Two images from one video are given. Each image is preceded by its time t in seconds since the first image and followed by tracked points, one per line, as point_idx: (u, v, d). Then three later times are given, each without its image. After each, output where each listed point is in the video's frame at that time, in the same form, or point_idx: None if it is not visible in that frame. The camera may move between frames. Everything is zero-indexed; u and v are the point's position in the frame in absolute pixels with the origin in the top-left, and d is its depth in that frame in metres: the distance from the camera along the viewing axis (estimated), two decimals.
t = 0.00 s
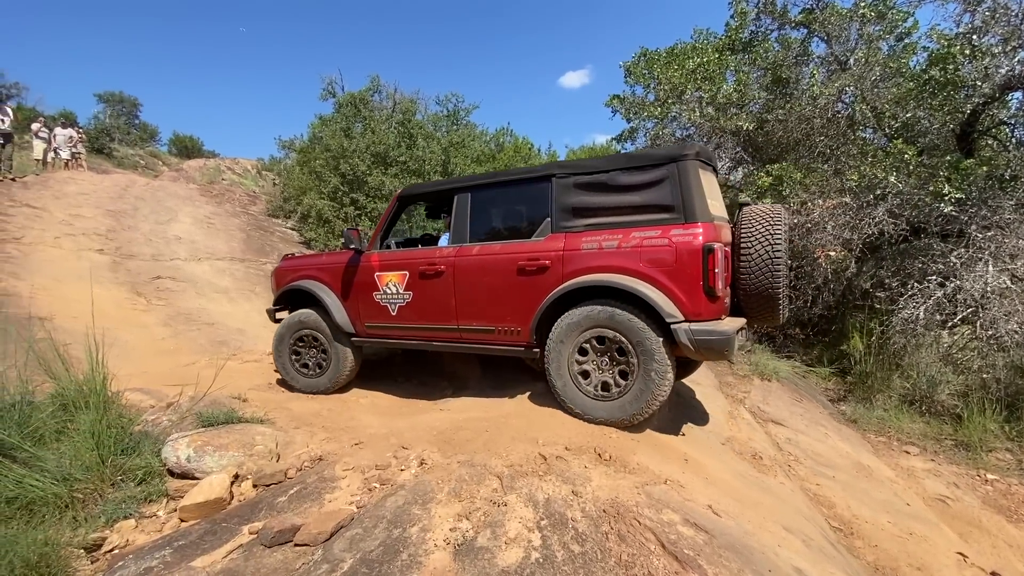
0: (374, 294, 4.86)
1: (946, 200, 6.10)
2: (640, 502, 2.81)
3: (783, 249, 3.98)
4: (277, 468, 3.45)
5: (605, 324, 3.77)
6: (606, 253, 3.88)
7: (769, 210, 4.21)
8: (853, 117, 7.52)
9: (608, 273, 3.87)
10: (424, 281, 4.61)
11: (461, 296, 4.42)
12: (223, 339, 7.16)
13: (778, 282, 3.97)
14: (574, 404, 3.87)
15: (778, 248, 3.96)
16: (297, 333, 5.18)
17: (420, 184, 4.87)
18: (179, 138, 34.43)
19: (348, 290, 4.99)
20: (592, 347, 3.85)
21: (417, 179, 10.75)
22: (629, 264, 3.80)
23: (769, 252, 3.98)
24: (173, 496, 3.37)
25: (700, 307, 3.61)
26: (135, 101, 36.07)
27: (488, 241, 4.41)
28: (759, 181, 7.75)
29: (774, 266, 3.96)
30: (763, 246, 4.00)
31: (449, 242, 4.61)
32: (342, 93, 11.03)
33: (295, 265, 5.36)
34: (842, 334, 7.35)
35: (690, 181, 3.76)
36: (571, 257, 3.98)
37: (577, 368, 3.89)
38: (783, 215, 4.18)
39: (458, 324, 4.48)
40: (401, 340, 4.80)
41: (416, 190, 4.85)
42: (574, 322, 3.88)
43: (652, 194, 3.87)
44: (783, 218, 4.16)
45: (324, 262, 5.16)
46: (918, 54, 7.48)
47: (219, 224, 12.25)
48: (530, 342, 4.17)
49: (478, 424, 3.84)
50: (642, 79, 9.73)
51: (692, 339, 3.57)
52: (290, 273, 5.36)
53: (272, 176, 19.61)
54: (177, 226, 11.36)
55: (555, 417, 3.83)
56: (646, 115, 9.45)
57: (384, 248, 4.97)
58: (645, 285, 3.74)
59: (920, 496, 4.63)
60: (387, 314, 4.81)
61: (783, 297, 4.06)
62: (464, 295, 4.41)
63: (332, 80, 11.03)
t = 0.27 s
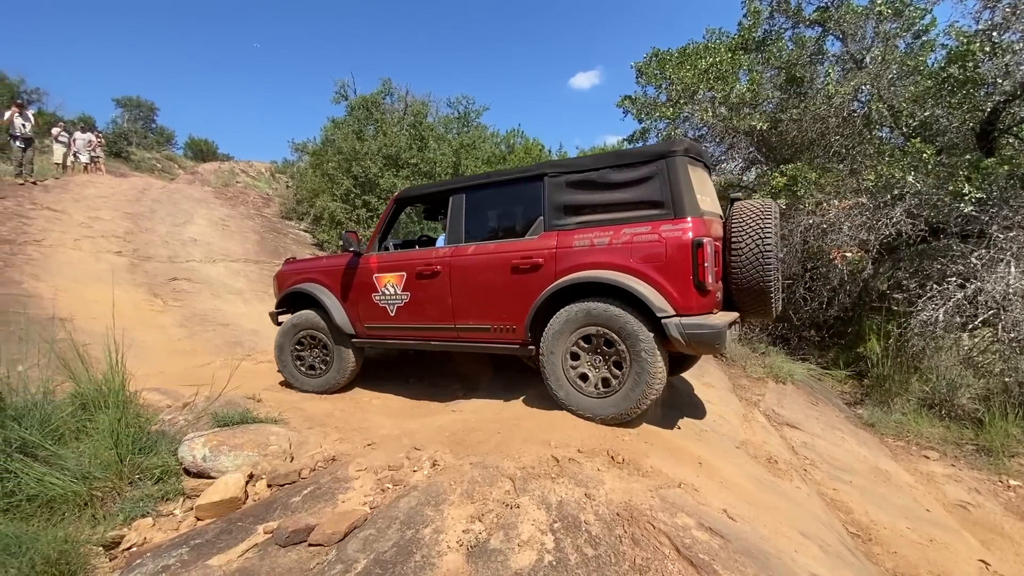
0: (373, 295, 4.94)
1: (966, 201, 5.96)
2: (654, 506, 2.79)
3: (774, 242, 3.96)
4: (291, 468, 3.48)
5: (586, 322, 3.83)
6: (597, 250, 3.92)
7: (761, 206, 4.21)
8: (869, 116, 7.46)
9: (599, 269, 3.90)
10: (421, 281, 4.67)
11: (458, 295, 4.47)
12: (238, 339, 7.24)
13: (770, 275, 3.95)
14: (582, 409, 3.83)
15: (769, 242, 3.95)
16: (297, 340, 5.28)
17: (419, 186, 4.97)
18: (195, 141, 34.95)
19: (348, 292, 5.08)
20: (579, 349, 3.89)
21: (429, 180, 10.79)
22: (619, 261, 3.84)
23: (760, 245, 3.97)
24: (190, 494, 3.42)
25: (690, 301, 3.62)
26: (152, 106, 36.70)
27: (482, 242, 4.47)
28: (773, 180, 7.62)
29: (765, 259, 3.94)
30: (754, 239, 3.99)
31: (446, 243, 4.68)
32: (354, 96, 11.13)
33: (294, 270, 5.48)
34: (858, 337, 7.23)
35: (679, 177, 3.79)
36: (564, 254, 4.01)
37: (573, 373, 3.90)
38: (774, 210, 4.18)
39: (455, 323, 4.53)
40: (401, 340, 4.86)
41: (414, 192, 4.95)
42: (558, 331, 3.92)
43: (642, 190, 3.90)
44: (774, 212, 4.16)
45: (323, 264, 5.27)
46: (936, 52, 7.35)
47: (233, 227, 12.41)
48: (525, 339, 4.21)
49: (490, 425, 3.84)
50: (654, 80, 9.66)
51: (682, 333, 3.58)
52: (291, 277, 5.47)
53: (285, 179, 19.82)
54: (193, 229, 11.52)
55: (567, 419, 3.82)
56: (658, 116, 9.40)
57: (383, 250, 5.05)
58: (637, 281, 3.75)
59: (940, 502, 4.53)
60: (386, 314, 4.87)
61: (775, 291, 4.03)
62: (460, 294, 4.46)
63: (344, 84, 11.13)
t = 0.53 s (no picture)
0: (375, 295, 4.99)
1: (988, 201, 5.71)
2: (669, 507, 2.78)
3: (768, 235, 3.95)
4: (307, 466, 3.52)
5: (574, 324, 3.90)
6: (593, 246, 3.94)
7: (756, 199, 4.20)
8: (887, 114, 7.30)
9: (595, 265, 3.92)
10: (421, 280, 4.72)
11: (458, 293, 4.51)
12: (253, 339, 7.33)
13: (765, 268, 3.94)
14: (594, 409, 3.81)
15: (763, 235, 3.94)
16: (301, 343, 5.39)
17: (418, 187, 5.02)
18: (211, 145, 35.51)
19: (350, 292, 5.14)
20: (572, 352, 3.94)
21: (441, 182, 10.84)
22: (614, 257, 3.85)
23: (754, 238, 3.96)
24: (208, 491, 3.47)
25: (685, 296, 3.64)
26: (169, 110, 37.34)
27: (481, 241, 4.51)
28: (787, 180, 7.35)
29: (760, 252, 3.93)
30: (748, 232, 3.98)
31: (445, 243, 4.73)
32: (367, 99, 11.24)
33: (297, 273, 5.57)
34: (875, 339, 7.14)
35: (673, 173, 3.80)
36: (560, 251, 4.03)
37: (575, 378, 3.92)
38: (768, 204, 4.18)
39: (455, 321, 4.57)
40: (403, 340, 4.90)
41: (414, 193, 5.00)
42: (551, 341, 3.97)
43: (636, 187, 3.92)
44: (769, 206, 4.16)
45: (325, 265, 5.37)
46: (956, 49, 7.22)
47: (249, 228, 12.57)
48: (524, 336, 4.24)
49: (503, 425, 3.85)
50: (666, 80, 9.60)
51: (678, 326, 3.60)
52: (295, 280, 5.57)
53: (299, 181, 20.03)
54: (209, 230, 11.69)
55: (580, 420, 3.82)
56: (670, 116, 9.34)
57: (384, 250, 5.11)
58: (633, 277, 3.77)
59: (961, 507, 4.45)
60: (388, 313, 4.92)
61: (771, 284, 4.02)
62: (460, 293, 4.50)
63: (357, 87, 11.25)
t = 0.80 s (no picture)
0: (379, 294, 5.09)
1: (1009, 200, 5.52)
2: (684, 509, 2.77)
3: (763, 231, 3.93)
4: (323, 465, 3.57)
5: (566, 328, 3.97)
6: (590, 243, 4.01)
7: (752, 195, 4.17)
8: (905, 113, 7.14)
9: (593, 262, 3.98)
10: (424, 279, 4.80)
11: (459, 291, 4.58)
12: (269, 340, 7.43)
13: (759, 264, 3.91)
14: (604, 406, 3.84)
15: (757, 231, 3.91)
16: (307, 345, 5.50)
17: (420, 189, 5.12)
18: (226, 148, 36.06)
19: (354, 292, 5.26)
20: (568, 358, 4.00)
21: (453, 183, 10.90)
22: (610, 253, 3.93)
23: (749, 235, 3.94)
24: (227, 489, 3.53)
25: (681, 290, 3.72)
26: (185, 113, 37.98)
27: (481, 240, 4.59)
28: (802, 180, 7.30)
29: (754, 249, 3.91)
30: (742, 229, 3.96)
31: (446, 242, 4.82)
32: (381, 102, 11.37)
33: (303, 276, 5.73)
34: (892, 341, 7.02)
35: (667, 171, 3.90)
36: (559, 248, 4.11)
37: (578, 382, 3.96)
38: (764, 200, 4.14)
39: (457, 319, 4.64)
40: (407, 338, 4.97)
41: (417, 195, 5.10)
42: (548, 352, 4.02)
43: (632, 185, 4.01)
44: (765, 202, 4.12)
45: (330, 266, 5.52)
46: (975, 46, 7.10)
47: (264, 230, 12.74)
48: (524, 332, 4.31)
49: (516, 426, 3.87)
50: (679, 80, 9.55)
51: (673, 320, 3.67)
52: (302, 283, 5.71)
53: (313, 183, 20.24)
54: (225, 233, 11.88)
55: (593, 421, 3.82)
56: (683, 116, 9.29)
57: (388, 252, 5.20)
58: (630, 273, 3.84)
59: (982, 512, 4.37)
60: (391, 313, 5.01)
61: (766, 280, 3.99)
62: (462, 291, 4.57)
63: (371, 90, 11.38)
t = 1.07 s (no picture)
0: (381, 295, 5.19)
1: None
2: (697, 511, 2.76)
3: (754, 227, 3.96)
4: (338, 464, 3.61)
5: (557, 337, 4.04)
6: (584, 241, 4.07)
7: (745, 194, 4.22)
8: (923, 110, 7.08)
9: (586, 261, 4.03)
10: (424, 280, 4.90)
11: (458, 291, 4.67)
12: (283, 341, 7.52)
13: (751, 260, 3.94)
14: (611, 400, 3.85)
15: (748, 227, 3.95)
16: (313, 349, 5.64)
17: (421, 192, 5.23)
18: (242, 151, 36.63)
19: (357, 293, 5.38)
20: (564, 367, 4.05)
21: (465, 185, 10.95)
22: (603, 251, 3.98)
23: (740, 231, 3.97)
24: (244, 487, 3.59)
25: (673, 286, 3.74)
26: (202, 117, 38.59)
27: (479, 240, 4.67)
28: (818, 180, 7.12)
29: (746, 245, 3.94)
30: (734, 226, 4.00)
31: (445, 244, 4.91)
32: (393, 104, 11.48)
33: (308, 280, 5.86)
34: (911, 342, 6.96)
35: (657, 168, 3.94)
36: (553, 247, 4.18)
37: (580, 386, 3.98)
38: (756, 198, 4.19)
39: (456, 319, 4.71)
40: (408, 338, 5.06)
41: (417, 198, 5.21)
42: (546, 367, 4.07)
43: (623, 183, 4.07)
44: (756, 200, 4.17)
45: (334, 269, 5.66)
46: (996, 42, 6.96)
47: (278, 233, 12.89)
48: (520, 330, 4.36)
49: (528, 427, 3.88)
50: (691, 80, 9.49)
51: (664, 316, 3.70)
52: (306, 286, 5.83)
53: (326, 186, 20.44)
54: (241, 235, 12.05)
55: (605, 423, 3.82)
56: (695, 116, 9.22)
57: (391, 254, 5.31)
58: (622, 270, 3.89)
59: (1003, 517, 4.28)
60: (393, 313, 5.11)
61: (759, 276, 4.01)
62: (460, 290, 4.65)
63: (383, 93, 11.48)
